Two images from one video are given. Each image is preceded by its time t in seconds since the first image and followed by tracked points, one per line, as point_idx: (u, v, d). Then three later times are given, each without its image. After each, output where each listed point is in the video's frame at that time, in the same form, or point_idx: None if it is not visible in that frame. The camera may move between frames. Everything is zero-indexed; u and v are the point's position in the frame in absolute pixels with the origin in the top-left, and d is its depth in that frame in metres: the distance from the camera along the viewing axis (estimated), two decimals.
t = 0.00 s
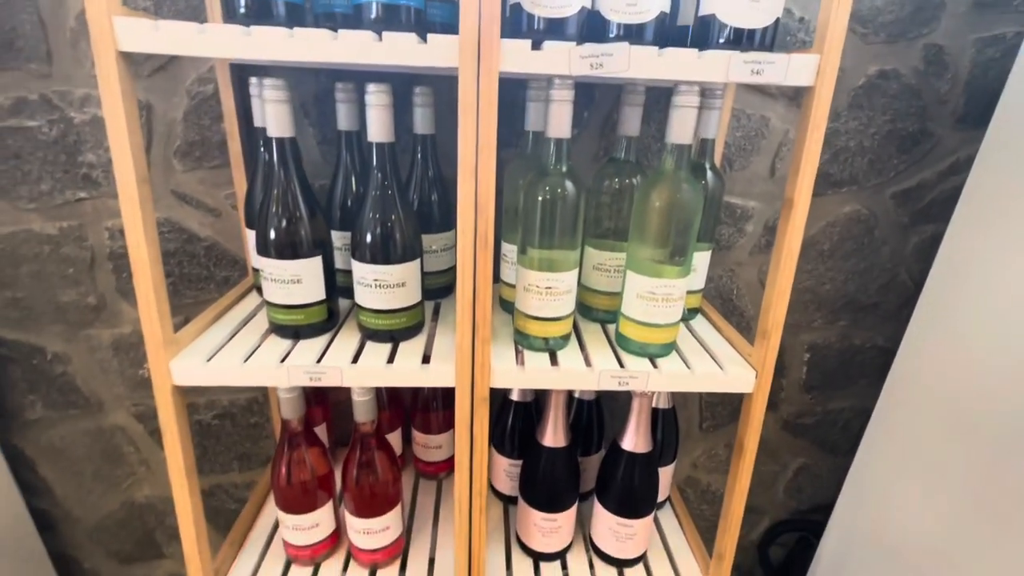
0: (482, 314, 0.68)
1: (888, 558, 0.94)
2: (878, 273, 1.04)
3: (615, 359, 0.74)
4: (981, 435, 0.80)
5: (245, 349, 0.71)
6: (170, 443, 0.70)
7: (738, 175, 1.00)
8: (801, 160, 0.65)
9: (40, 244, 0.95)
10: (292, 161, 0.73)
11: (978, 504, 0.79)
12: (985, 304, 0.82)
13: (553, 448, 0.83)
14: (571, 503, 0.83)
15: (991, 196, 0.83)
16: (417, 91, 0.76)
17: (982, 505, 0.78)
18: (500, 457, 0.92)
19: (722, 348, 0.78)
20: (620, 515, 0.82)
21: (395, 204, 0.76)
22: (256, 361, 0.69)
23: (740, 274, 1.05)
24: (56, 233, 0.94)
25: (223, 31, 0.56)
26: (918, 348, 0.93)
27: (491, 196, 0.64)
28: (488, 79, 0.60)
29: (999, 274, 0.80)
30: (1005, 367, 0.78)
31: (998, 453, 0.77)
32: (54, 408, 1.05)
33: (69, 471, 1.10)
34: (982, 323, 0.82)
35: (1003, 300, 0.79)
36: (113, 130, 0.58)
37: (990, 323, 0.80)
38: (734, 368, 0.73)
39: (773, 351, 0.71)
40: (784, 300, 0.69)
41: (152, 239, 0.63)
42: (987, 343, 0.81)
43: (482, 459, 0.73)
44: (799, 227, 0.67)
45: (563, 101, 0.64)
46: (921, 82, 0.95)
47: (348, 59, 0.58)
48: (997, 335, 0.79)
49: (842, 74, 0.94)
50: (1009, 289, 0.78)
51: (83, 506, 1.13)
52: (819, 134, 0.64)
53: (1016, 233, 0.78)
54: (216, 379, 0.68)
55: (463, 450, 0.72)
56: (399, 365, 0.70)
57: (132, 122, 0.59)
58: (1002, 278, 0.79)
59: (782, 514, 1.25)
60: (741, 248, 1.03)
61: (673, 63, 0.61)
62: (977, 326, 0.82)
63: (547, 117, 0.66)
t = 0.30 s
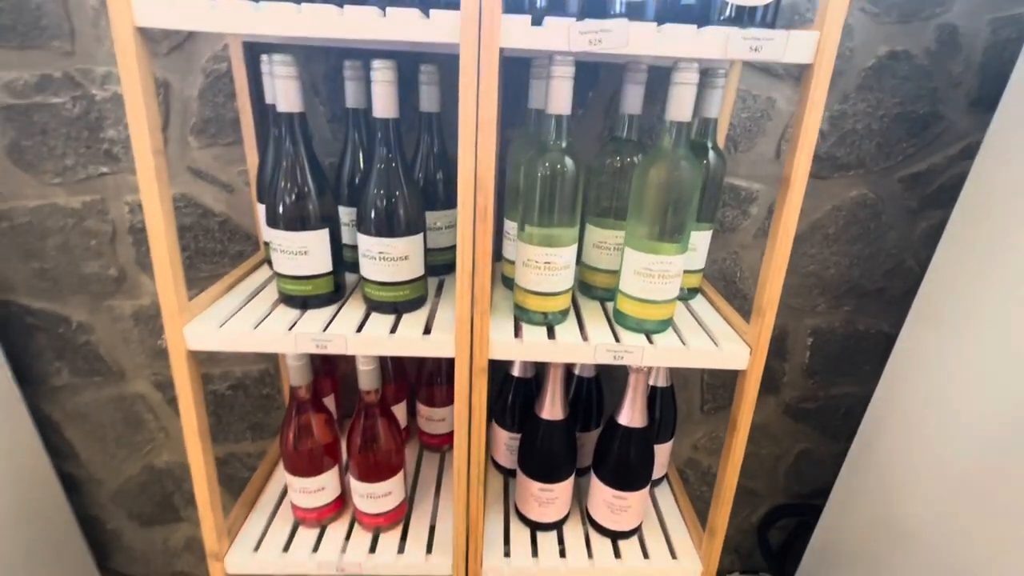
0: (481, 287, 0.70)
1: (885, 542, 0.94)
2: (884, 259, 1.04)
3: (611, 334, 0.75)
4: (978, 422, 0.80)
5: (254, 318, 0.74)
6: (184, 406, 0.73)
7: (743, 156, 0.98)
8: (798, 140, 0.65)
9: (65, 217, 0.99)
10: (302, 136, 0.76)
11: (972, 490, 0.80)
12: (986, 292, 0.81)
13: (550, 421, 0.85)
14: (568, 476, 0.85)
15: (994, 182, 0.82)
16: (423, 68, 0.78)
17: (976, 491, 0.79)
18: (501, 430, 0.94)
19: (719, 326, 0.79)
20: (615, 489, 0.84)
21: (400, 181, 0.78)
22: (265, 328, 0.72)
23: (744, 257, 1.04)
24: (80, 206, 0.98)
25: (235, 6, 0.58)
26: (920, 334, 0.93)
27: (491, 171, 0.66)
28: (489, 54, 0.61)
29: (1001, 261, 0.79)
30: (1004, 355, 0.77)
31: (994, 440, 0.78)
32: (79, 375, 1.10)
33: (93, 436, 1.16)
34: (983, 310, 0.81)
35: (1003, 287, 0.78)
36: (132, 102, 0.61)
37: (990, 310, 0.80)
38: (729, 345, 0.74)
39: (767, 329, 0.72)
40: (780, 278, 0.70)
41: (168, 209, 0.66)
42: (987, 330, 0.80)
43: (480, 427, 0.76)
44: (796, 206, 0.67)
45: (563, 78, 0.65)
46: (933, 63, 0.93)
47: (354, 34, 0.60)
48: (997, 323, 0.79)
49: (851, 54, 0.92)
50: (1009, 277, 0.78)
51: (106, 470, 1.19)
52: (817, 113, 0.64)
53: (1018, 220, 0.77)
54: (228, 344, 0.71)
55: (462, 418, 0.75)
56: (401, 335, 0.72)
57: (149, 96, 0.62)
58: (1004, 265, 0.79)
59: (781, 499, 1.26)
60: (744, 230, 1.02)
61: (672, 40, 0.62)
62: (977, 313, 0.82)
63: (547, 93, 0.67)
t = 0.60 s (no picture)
0: (470, 263, 0.72)
1: (873, 527, 0.95)
2: (884, 246, 1.03)
3: (598, 312, 0.77)
4: (962, 409, 0.81)
5: (255, 289, 0.78)
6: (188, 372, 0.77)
7: (740, 140, 0.98)
8: (784, 120, 0.65)
9: (82, 193, 1.03)
10: (301, 115, 0.78)
11: (955, 476, 0.80)
12: (975, 280, 0.81)
13: (540, 396, 0.87)
14: (556, 450, 0.87)
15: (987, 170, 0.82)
16: (420, 49, 0.79)
17: (962, 478, 0.79)
18: (493, 407, 0.96)
19: (706, 306, 0.80)
20: (602, 464, 0.86)
21: (394, 160, 0.80)
22: (264, 300, 0.75)
23: (741, 242, 1.04)
24: (97, 183, 1.02)
25: None
26: (911, 321, 0.93)
27: (479, 149, 0.68)
28: (476, 34, 0.63)
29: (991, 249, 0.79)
30: (990, 343, 0.77)
31: (977, 428, 0.78)
32: (97, 345, 1.16)
33: (111, 404, 1.21)
34: (972, 298, 0.81)
35: (992, 276, 0.78)
36: (138, 80, 0.64)
37: (979, 298, 0.80)
38: (714, 324, 0.75)
39: (752, 309, 0.73)
40: (764, 258, 0.70)
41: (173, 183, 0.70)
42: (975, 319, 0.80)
43: (469, 399, 0.79)
44: (780, 186, 0.68)
45: (551, 57, 0.66)
46: (936, 45, 0.91)
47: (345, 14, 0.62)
48: (984, 312, 0.79)
49: (852, 36, 0.91)
50: (998, 265, 0.78)
51: (123, 436, 1.25)
52: (802, 93, 0.64)
53: (1008, 208, 0.77)
54: (228, 314, 0.75)
55: (451, 390, 0.78)
56: (393, 307, 0.75)
57: (154, 73, 0.65)
58: (994, 254, 0.79)
59: (777, 484, 1.27)
60: (741, 215, 1.02)
61: (657, 19, 0.62)
62: (967, 302, 0.82)
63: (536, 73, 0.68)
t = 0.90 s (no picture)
0: (460, 243, 0.74)
1: (865, 518, 0.96)
2: (885, 235, 1.02)
3: (587, 294, 0.78)
4: (954, 401, 0.80)
5: (255, 266, 0.80)
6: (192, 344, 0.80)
7: (739, 126, 0.98)
8: (772, 104, 0.64)
9: (97, 174, 1.07)
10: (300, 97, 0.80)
11: (945, 468, 0.80)
12: (970, 271, 0.81)
13: (531, 376, 0.89)
14: (547, 430, 0.89)
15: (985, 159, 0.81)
16: (418, 32, 0.80)
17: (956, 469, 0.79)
18: (489, 387, 0.98)
19: (696, 290, 0.80)
20: (591, 444, 0.87)
21: (390, 143, 0.82)
22: (263, 276, 0.78)
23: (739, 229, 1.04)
24: (110, 164, 1.06)
25: None
26: (907, 312, 0.93)
27: (469, 132, 0.69)
28: (466, 17, 0.64)
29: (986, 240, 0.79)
30: (983, 335, 0.77)
31: (970, 420, 0.77)
32: (112, 322, 1.20)
33: (125, 378, 1.26)
34: (966, 290, 0.81)
35: (991, 266, 0.77)
36: (143, 63, 0.66)
37: (974, 290, 0.80)
38: (701, 308, 0.76)
39: (739, 293, 0.73)
40: (752, 243, 0.71)
41: (176, 162, 0.72)
42: (969, 310, 0.80)
43: (460, 376, 0.81)
44: (767, 170, 0.67)
45: (541, 40, 0.67)
46: (942, 30, 0.90)
47: None
48: (982, 303, 0.78)
49: (854, 21, 0.90)
50: (993, 257, 0.77)
51: (137, 410, 1.29)
52: (790, 76, 0.63)
53: (1004, 199, 0.76)
54: (229, 290, 0.77)
55: (443, 367, 0.80)
56: (387, 286, 0.77)
57: (158, 56, 0.67)
58: (995, 243, 0.77)
59: (775, 474, 1.27)
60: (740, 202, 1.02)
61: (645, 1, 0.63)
62: (961, 294, 0.82)
63: (526, 56, 0.69)
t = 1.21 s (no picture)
0: (456, 226, 0.76)
1: (858, 509, 0.96)
2: (887, 226, 1.02)
3: (580, 277, 0.79)
4: (949, 393, 0.81)
5: (260, 246, 0.83)
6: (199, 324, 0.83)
7: (739, 113, 0.98)
8: (764, 87, 0.64)
9: (112, 158, 1.10)
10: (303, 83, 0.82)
11: (940, 460, 0.80)
12: (967, 264, 0.81)
13: (527, 359, 0.91)
14: (543, 412, 0.91)
15: (983, 152, 0.81)
16: (421, 18, 0.81)
17: (953, 461, 0.78)
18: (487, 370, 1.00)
19: (690, 276, 0.81)
20: (585, 427, 0.89)
21: (389, 128, 0.84)
22: (267, 256, 0.80)
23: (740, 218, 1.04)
24: (125, 149, 1.10)
25: None
26: (903, 304, 0.93)
27: (464, 116, 0.71)
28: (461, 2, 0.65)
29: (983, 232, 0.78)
30: (978, 328, 0.77)
31: (970, 413, 0.77)
32: (127, 303, 1.24)
33: (140, 358, 1.30)
34: (962, 282, 0.81)
35: (995, 257, 0.76)
36: (152, 49, 0.68)
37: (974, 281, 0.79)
38: (694, 293, 0.77)
39: (731, 277, 0.74)
40: (743, 228, 0.71)
41: (185, 146, 0.74)
42: (965, 303, 0.80)
43: (456, 356, 0.83)
44: (759, 154, 0.67)
45: (536, 26, 0.67)
46: (947, 16, 0.89)
47: None
48: (985, 294, 0.77)
49: (857, 7, 0.89)
50: (994, 248, 0.76)
51: (152, 389, 1.34)
52: (782, 59, 0.62)
53: (1006, 189, 0.75)
54: (234, 268, 0.80)
55: (440, 347, 0.82)
56: (386, 267, 0.79)
57: (167, 42, 0.69)
58: (998, 232, 0.76)
59: (775, 465, 1.28)
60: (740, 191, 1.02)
61: None
62: (958, 286, 0.82)
63: (521, 41, 0.69)
